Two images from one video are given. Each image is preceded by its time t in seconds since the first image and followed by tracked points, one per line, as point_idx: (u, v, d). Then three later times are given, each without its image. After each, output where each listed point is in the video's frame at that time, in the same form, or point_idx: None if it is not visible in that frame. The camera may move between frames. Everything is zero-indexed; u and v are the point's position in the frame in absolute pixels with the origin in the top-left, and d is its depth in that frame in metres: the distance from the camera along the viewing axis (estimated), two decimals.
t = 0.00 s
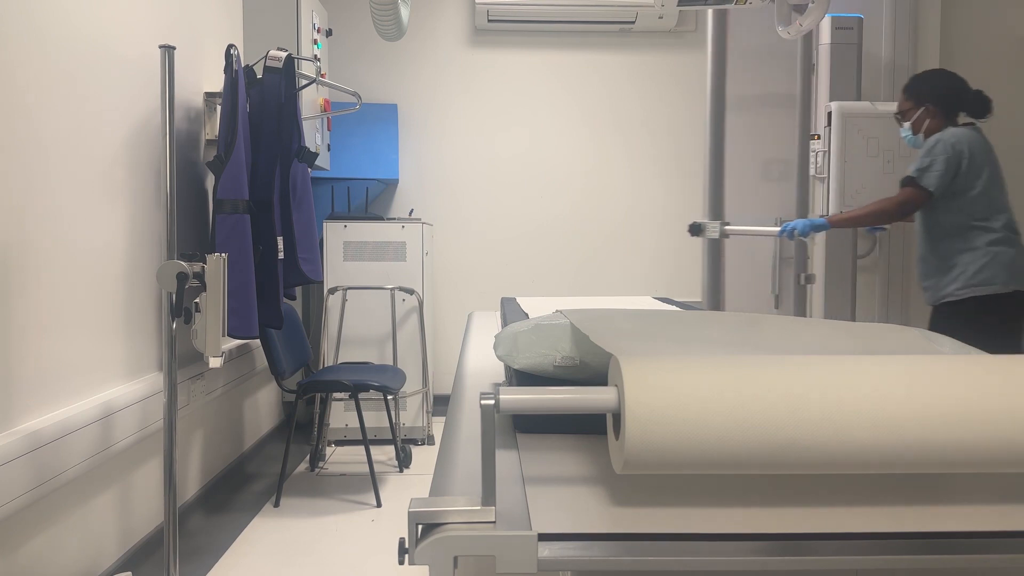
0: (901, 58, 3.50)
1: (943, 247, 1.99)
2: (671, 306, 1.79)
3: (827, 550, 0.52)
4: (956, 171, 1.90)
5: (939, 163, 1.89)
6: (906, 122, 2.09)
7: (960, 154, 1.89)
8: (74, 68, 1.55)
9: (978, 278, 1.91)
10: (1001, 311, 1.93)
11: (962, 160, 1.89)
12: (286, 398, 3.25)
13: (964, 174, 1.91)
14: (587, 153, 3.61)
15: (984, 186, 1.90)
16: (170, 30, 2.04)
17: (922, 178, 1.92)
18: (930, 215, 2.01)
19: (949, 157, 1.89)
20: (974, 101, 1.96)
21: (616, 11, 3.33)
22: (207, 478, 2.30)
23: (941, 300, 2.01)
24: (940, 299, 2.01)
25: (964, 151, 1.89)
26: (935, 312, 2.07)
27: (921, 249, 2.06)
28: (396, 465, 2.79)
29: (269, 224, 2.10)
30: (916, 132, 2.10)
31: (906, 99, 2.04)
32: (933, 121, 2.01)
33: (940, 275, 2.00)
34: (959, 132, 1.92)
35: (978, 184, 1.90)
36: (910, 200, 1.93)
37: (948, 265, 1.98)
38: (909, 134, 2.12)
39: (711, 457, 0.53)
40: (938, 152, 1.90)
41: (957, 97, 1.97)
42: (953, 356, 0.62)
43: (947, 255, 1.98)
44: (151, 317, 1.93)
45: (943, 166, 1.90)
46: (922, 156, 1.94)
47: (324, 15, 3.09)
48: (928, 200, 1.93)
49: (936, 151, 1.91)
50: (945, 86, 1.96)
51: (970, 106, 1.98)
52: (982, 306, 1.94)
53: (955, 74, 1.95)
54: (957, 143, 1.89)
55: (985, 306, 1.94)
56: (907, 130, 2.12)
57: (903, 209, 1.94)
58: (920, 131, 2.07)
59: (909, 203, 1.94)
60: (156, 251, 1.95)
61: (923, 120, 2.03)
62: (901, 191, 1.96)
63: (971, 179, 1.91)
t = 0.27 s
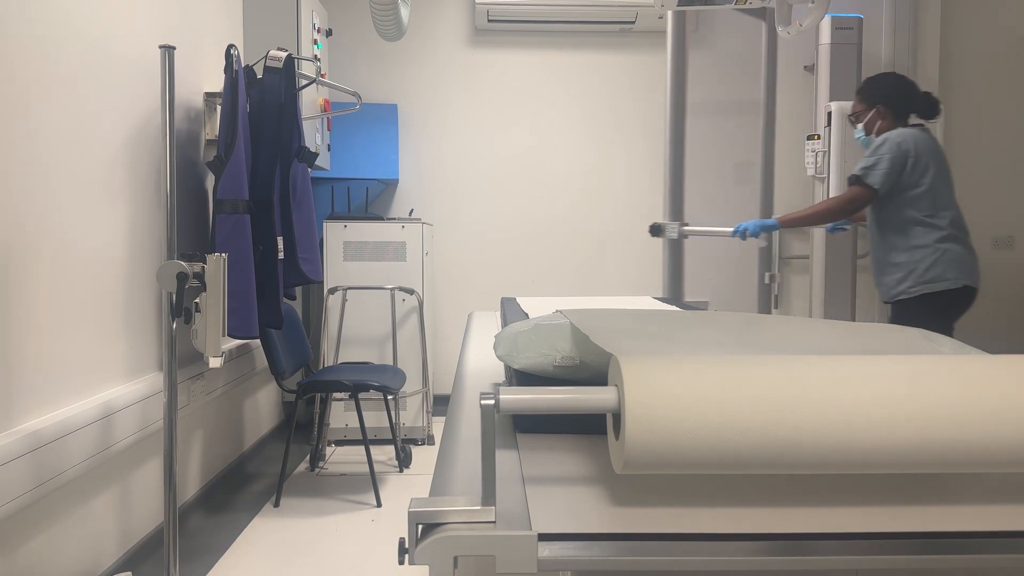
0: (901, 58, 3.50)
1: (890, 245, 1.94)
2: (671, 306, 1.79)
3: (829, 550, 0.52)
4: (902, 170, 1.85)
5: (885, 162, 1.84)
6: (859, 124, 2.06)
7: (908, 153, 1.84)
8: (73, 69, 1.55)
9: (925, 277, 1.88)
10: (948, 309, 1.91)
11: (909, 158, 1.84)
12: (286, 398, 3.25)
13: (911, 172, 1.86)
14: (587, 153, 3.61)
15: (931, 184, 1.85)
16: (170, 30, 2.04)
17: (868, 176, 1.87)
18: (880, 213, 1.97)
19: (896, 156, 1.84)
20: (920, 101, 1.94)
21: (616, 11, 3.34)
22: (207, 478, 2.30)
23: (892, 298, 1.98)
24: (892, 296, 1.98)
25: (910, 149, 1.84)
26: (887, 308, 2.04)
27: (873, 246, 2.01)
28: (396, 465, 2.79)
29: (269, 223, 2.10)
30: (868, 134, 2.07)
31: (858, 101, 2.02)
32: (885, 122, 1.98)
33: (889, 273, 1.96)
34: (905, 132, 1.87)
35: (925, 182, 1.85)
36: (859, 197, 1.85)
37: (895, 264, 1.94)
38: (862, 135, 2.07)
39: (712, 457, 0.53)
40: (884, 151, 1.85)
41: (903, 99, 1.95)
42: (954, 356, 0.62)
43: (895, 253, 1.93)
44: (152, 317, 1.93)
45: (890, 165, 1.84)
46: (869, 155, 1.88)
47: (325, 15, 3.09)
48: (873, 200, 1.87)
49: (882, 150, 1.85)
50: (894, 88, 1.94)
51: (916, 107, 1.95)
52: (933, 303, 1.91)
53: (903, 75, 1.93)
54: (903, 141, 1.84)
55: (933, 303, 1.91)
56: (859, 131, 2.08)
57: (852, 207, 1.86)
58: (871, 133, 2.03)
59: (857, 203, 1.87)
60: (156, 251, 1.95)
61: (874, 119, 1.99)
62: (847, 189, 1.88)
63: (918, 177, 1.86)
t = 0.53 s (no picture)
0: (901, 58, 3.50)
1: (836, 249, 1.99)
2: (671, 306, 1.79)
3: (829, 550, 0.53)
4: (847, 177, 1.90)
5: (830, 168, 1.89)
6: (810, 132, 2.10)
7: (852, 160, 1.89)
8: (72, 69, 1.55)
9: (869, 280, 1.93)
10: (892, 309, 1.97)
11: (854, 165, 1.89)
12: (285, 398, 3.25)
13: (856, 179, 1.91)
14: (586, 154, 3.61)
15: (875, 190, 1.90)
16: (170, 30, 2.04)
17: (814, 182, 1.92)
18: (827, 218, 2.01)
19: (841, 163, 1.88)
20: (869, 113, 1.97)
21: (616, 11, 3.34)
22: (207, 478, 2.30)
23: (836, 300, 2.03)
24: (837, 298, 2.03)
25: (855, 156, 1.89)
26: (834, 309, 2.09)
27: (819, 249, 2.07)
28: (396, 465, 2.79)
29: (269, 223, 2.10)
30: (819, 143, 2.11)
31: (810, 109, 2.06)
32: (834, 131, 2.02)
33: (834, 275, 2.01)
34: (852, 140, 1.92)
35: (868, 189, 1.90)
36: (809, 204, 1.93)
37: (841, 268, 1.99)
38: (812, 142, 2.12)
39: (713, 457, 0.53)
40: (829, 158, 1.90)
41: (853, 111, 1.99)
42: (955, 356, 0.62)
43: (841, 257, 1.98)
44: (152, 317, 1.93)
45: (835, 171, 1.89)
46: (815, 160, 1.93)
47: (325, 15, 3.09)
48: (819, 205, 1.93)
49: (827, 156, 1.90)
50: (843, 99, 1.98)
51: (864, 117, 1.99)
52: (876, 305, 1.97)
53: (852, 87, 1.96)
54: (849, 148, 1.88)
55: (877, 305, 1.97)
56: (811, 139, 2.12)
57: (798, 212, 1.93)
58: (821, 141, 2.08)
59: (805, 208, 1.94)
60: (155, 251, 1.95)
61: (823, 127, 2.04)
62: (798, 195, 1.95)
63: (861, 184, 1.91)
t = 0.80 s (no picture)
0: (901, 58, 3.50)
1: (782, 244, 2.08)
2: (670, 306, 1.79)
3: (829, 550, 0.53)
4: (796, 174, 1.99)
5: (780, 165, 1.97)
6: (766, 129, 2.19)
7: (802, 157, 1.98)
8: (72, 69, 1.54)
9: (812, 274, 2.02)
10: (832, 303, 2.06)
11: (802, 162, 1.98)
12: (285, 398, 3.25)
13: (804, 177, 2.00)
14: (585, 154, 3.61)
15: (821, 188, 1.99)
16: (170, 30, 2.04)
17: (764, 179, 2.01)
18: (776, 213, 2.09)
19: (791, 160, 1.97)
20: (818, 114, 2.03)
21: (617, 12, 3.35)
22: (207, 478, 2.30)
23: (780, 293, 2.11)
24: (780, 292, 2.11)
25: (805, 155, 1.98)
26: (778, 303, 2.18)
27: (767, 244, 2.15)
28: (396, 465, 2.79)
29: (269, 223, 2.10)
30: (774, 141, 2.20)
31: (766, 109, 2.14)
32: (788, 131, 2.11)
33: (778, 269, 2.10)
34: (802, 139, 2.00)
35: (816, 186, 1.99)
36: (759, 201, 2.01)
37: (788, 261, 2.07)
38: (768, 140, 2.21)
39: (712, 456, 0.53)
40: (779, 156, 1.98)
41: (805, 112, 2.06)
42: (956, 356, 0.62)
43: (788, 251, 2.07)
44: (152, 317, 1.93)
45: (784, 167, 1.97)
46: (767, 157, 2.01)
47: (325, 15, 3.09)
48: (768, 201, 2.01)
49: (778, 153, 1.98)
50: (795, 101, 2.05)
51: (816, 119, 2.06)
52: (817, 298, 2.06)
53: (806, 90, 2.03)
54: (800, 147, 1.97)
55: (819, 298, 2.06)
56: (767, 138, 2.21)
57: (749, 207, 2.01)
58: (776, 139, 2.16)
59: (754, 201, 2.01)
60: (155, 251, 1.95)
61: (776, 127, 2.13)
62: (750, 190, 2.03)
63: (809, 181, 2.00)
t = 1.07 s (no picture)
0: (901, 58, 3.50)
1: (729, 244, 2.15)
2: (670, 305, 1.80)
3: (831, 551, 0.53)
4: (742, 177, 2.06)
5: (727, 168, 2.05)
6: (722, 133, 2.25)
7: (749, 161, 2.04)
8: (72, 68, 1.54)
9: (756, 273, 2.09)
10: (778, 303, 2.12)
11: (748, 166, 2.04)
12: (286, 398, 3.25)
13: (750, 180, 2.07)
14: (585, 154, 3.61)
15: (767, 191, 2.06)
16: (170, 30, 2.04)
17: (712, 181, 2.08)
18: (726, 214, 2.17)
19: (737, 164, 2.04)
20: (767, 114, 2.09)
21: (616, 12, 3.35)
22: (207, 478, 2.30)
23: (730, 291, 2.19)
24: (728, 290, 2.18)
25: (752, 158, 2.04)
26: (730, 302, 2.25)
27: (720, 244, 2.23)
28: (396, 465, 2.79)
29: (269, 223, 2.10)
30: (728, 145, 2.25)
31: (722, 113, 2.19)
32: (742, 134, 2.17)
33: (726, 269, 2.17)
34: (751, 142, 2.07)
35: (761, 189, 2.06)
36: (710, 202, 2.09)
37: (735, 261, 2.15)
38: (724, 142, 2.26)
39: (713, 456, 0.53)
40: (727, 159, 2.05)
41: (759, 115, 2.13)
42: (957, 356, 0.62)
43: (735, 251, 2.14)
44: (152, 317, 1.93)
45: (730, 171, 2.04)
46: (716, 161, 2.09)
47: (325, 15, 3.09)
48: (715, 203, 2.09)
49: (726, 157, 2.06)
50: (748, 103, 2.12)
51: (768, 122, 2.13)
52: (761, 297, 2.13)
53: (757, 93, 2.10)
54: (746, 151, 2.04)
55: (764, 297, 2.13)
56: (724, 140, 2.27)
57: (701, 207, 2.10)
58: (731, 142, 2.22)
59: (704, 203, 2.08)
60: (156, 251, 1.95)
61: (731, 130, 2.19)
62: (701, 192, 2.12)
63: (755, 184, 2.06)
